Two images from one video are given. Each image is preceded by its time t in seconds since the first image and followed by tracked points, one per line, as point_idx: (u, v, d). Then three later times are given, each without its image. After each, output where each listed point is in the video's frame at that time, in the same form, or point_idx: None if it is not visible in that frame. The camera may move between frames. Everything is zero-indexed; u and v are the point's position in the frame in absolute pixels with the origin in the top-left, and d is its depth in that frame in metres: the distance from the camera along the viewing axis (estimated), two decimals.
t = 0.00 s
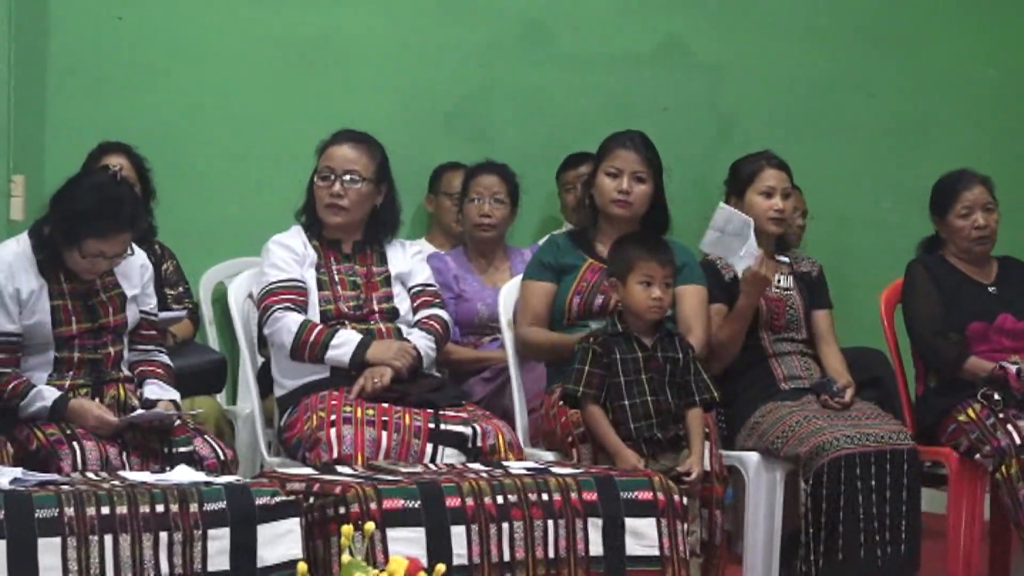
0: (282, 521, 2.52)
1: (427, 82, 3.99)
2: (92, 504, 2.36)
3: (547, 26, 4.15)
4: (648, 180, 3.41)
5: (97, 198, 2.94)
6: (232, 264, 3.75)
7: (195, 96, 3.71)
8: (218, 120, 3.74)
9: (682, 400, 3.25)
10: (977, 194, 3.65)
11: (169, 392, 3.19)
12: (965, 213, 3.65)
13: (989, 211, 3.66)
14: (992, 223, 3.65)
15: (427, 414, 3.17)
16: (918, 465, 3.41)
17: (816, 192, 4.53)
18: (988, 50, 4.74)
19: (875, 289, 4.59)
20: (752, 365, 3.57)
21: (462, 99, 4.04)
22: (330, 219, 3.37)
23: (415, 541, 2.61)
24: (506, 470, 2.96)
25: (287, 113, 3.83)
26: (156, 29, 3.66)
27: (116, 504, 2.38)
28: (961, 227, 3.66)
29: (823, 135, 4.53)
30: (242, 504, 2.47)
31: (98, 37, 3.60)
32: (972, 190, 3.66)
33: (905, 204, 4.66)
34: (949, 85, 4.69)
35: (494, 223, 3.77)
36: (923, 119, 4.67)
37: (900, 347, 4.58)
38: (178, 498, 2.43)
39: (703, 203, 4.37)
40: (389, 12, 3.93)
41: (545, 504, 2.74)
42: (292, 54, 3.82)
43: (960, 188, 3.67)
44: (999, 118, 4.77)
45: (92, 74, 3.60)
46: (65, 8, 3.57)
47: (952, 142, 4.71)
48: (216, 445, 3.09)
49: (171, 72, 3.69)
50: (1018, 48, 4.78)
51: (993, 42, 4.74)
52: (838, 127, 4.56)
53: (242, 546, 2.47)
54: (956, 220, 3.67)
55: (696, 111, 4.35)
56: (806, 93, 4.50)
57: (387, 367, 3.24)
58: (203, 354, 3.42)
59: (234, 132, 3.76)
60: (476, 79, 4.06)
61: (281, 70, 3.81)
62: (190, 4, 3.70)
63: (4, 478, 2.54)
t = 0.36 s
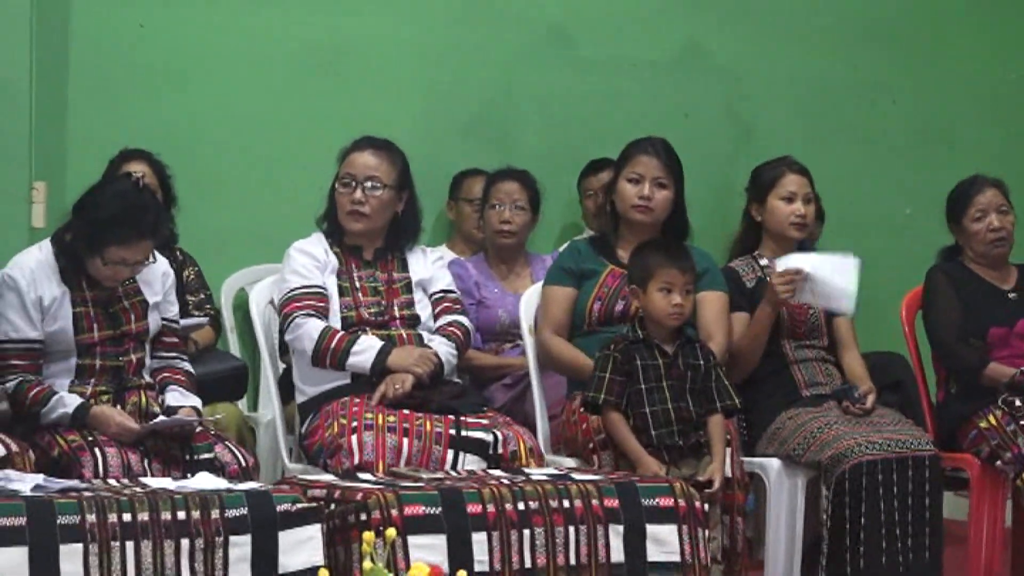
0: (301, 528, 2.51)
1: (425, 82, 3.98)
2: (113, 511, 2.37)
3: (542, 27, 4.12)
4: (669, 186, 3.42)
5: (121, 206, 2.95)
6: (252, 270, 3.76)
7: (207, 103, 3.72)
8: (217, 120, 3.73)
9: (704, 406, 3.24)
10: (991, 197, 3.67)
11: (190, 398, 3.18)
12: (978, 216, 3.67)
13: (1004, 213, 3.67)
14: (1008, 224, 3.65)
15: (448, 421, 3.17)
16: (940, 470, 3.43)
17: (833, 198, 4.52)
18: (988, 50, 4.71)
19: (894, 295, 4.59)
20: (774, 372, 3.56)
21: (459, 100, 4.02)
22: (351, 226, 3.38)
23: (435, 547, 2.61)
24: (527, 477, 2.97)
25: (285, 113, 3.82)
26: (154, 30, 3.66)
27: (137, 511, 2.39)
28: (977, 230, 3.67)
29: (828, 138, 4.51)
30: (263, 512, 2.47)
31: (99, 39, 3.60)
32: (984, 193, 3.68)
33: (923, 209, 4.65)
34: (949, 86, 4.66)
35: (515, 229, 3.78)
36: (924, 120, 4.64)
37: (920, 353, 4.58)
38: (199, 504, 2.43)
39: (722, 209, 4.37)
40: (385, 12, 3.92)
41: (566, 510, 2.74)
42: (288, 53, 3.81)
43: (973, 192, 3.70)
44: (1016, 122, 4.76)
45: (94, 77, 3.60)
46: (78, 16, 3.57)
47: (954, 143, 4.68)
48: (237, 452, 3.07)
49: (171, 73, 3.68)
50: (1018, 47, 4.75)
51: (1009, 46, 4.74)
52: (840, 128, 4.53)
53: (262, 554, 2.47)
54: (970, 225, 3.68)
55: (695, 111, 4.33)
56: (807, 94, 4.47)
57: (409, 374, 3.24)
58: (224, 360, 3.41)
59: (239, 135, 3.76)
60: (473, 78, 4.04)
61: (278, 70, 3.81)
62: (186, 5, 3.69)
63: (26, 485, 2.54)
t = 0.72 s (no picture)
0: (319, 533, 2.52)
1: (427, 82, 3.97)
2: (130, 517, 2.36)
3: (542, 27, 4.11)
4: (687, 192, 3.42)
5: (140, 212, 2.94)
6: (270, 277, 3.77)
7: (223, 110, 3.75)
8: (231, 126, 3.76)
9: (721, 412, 3.24)
10: (1007, 201, 3.67)
11: (207, 404, 3.16)
12: (994, 220, 3.67)
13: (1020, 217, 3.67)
14: None
15: (466, 427, 3.17)
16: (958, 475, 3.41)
17: (849, 203, 4.52)
18: (997, 51, 4.66)
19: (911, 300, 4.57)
20: (792, 378, 3.56)
21: (461, 101, 4.01)
22: (369, 232, 3.38)
23: (453, 553, 2.62)
24: (545, 482, 2.98)
25: (288, 114, 3.82)
26: (153, 32, 3.67)
27: (155, 517, 2.38)
28: (993, 234, 3.66)
29: (844, 143, 4.50)
30: (281, 518, 2.47)
31: (101, 41, 3.61)
32: (1000, 198, 3.68)
33: (941, 214, 4.63)
34: (953, 85, 4.62)
35: (533, 235, 3.78)
36: (930, 120, 4.60)
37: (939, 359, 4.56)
38: (217, 510, 2.43)
39: (738, 215, 4.37)
40: (384, 12, 3.92)
41: (584, 516, 2.74)
42: (288, 52, 3.81)
43: (989, 197, 3.70)
44: None
45: (97, 80, 3.61)
46: (94, 24, 3.61)
47: (961, 142, 4.64)
48: (256, 458, 3.06)
49: (182, 78, 3.70)
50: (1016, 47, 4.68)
51: None
52: (848, 130, 4.51)
53: (280, 559, 2.47)
54: (987, 229, 3.68)
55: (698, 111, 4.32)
56: (811, 95, 4.45)
57: (427, 380, 3.24)
58: (242, 367, 3.43)
59: (255, 141, 3.78)
60: (473, 78, 4.03)
61: (278, 70, 3.80)
62: (186, 6, 3.70)
63: (44, 491, 2.54)
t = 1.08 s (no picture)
0: (336, 537, 2.50)
1: (439, 85, 3.97)
2: (148, 520, 2.36)
3: (548, 29, 4.11)
4: (704, 196, 3.43)
5: (156, 216, 2.93)
6: (287, 280, 3.77)
7: (239, 113, 3.76)
8: (250, 130, 3.78)
9: (737, 415, 3.23)
10: None
11: (226, 408, 3.17)
12: (1015, 224, 3.67)
13: None
14: None
15: (483, 430, 3.17)
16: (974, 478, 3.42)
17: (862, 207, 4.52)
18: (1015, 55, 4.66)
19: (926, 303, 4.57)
20: (809, 381, 3.56)
21: (470, 103, 4.01)
22: (386, 235, 3.39)
23: (471, 557, 2.62)
24: (562, 485, 2.96)
25: (300, 117, 3.83)
26: (165, 35, 3.68)
27: (172, 519, 2.38)
28: (1014, 238, 3.67)
29: (858, 146, 4.50)
30: (298, 521, 2.46)
31: (110, 45, 3.62)
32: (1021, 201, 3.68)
33: (956, 218, 4.63)
34: (969, 89, 4.62)
35: (549, 238, 3.79)
36: (945, 123, 4.60)
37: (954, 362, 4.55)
38: (234, 513, 2.42)
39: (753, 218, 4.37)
40: (400, 15, 3.92)
41: (602, 519, 2.74)
42: (295, 55, 3.81)
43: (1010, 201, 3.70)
44: None
45: (105, 84, 3.62)
46: (112, 27, 3.63)
47: (974, 145, 4.63)
48: (273, 461, 3.06)
49: (199, 81, 3.72)
50: None
51: None
52: (861, 132, 4.51)
53: (297, 563, 2.46)
54: (1007, 233, 3.68)
55: (710, 113, 4.32)
56: (819, 96, 4.44)
57: (443, 382, 3.25)
58: (260, 369, 3.43)
59: (271, 144, 3.80)
60: (482, 80, 4.03)
61: (295, 73, 3.82)
62: (203, 10, 3.71)
63: (61, 494, 2.53)
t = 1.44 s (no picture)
0: (349, 542, 2.51)
1: (449, 91, 3.98)
2: (159, 526, 2.35)
3: (556, 34, 4.11)
4: (715, 201, 3.43)
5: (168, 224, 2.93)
6: (299, 286, 3.78)
7: (250, 119, 3.77)
8: (263, 137, 3.79)
9: (748, 420, 3.23)
10: None
11: (235, 412, 3.15)
12: None
13: None
14: None
15: (495, 435, 3.17)
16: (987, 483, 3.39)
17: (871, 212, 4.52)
18: None
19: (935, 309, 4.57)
20: (820, 386, 3.57)
21: (479, 109, 4.02)
22: (397, 241, 3.40)
23: (482, 562, 2.62)
24: (574, 491, 2.97)
25: (311, 123, 3.83)
26: (177, 42, 3.69)
27: (184, 526, 2.37)
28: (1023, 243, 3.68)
29: (868, 152, 4.51)
30: (310, 527, 2.46)
31: (122, 51, 3.63)
32: None
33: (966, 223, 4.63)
34: (978, 95, 4.62)
35: (561, 244, 3.80)
36: (953, 129, 4.60)
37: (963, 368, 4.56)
38: (247, 520, 2.42)
39: (762, 223, 4.37)
40: (411, 22, 3.93)
41: (613, 525, 2.73)
42: (307, 61, 3.82)
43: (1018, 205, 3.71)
44: None
45: (117, 89, 3.63)
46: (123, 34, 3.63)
47: (983, 151, 4.64)
48: (284, 467, 3.04)
49: (210, 88, 3.72)
50: None
51: None
52: (870, 138, 4.51)
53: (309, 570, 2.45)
54: (1016, 237, 3.69)
55: (719, 120, 4.32)
56: (827, 101, 4.44)
57: (454, 389, 3.25)
58: (272, 374, 3.42)
59: (282, 150, 3.80)
60: (490, 85, 4.03)
61: (306, 79, 3.83)
62: (215, 17, 3.72)
63: (72, 500, 2.52)
